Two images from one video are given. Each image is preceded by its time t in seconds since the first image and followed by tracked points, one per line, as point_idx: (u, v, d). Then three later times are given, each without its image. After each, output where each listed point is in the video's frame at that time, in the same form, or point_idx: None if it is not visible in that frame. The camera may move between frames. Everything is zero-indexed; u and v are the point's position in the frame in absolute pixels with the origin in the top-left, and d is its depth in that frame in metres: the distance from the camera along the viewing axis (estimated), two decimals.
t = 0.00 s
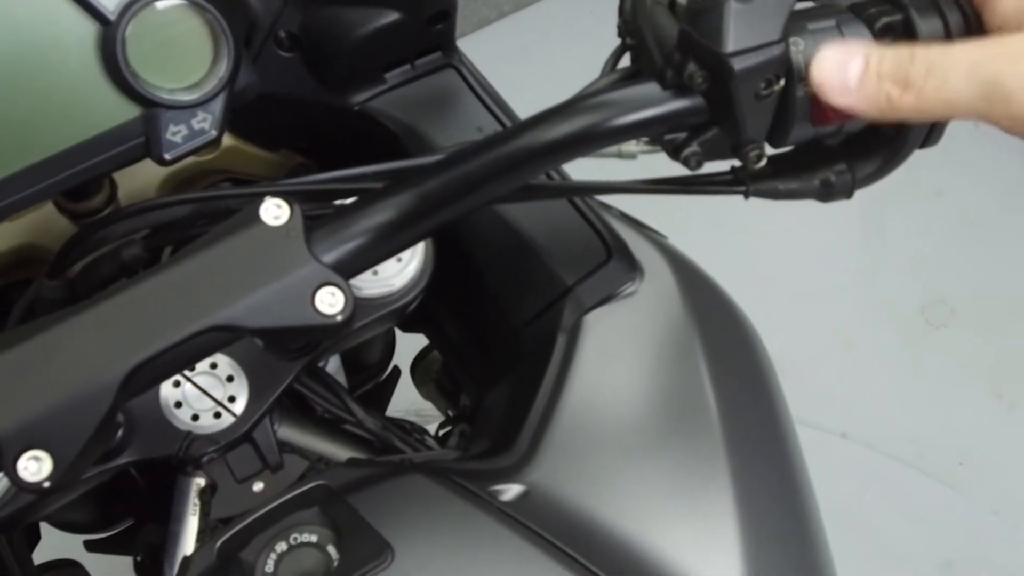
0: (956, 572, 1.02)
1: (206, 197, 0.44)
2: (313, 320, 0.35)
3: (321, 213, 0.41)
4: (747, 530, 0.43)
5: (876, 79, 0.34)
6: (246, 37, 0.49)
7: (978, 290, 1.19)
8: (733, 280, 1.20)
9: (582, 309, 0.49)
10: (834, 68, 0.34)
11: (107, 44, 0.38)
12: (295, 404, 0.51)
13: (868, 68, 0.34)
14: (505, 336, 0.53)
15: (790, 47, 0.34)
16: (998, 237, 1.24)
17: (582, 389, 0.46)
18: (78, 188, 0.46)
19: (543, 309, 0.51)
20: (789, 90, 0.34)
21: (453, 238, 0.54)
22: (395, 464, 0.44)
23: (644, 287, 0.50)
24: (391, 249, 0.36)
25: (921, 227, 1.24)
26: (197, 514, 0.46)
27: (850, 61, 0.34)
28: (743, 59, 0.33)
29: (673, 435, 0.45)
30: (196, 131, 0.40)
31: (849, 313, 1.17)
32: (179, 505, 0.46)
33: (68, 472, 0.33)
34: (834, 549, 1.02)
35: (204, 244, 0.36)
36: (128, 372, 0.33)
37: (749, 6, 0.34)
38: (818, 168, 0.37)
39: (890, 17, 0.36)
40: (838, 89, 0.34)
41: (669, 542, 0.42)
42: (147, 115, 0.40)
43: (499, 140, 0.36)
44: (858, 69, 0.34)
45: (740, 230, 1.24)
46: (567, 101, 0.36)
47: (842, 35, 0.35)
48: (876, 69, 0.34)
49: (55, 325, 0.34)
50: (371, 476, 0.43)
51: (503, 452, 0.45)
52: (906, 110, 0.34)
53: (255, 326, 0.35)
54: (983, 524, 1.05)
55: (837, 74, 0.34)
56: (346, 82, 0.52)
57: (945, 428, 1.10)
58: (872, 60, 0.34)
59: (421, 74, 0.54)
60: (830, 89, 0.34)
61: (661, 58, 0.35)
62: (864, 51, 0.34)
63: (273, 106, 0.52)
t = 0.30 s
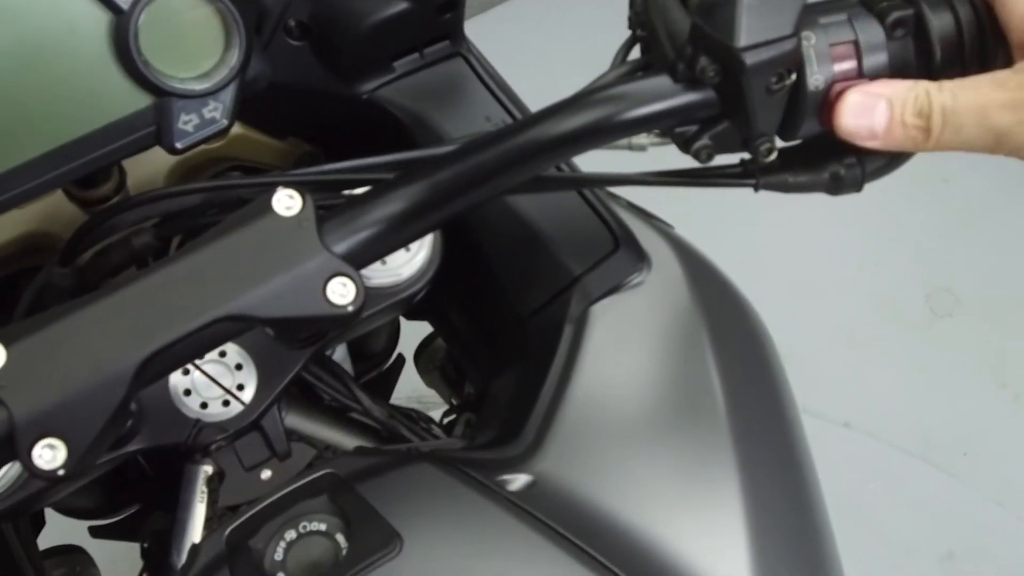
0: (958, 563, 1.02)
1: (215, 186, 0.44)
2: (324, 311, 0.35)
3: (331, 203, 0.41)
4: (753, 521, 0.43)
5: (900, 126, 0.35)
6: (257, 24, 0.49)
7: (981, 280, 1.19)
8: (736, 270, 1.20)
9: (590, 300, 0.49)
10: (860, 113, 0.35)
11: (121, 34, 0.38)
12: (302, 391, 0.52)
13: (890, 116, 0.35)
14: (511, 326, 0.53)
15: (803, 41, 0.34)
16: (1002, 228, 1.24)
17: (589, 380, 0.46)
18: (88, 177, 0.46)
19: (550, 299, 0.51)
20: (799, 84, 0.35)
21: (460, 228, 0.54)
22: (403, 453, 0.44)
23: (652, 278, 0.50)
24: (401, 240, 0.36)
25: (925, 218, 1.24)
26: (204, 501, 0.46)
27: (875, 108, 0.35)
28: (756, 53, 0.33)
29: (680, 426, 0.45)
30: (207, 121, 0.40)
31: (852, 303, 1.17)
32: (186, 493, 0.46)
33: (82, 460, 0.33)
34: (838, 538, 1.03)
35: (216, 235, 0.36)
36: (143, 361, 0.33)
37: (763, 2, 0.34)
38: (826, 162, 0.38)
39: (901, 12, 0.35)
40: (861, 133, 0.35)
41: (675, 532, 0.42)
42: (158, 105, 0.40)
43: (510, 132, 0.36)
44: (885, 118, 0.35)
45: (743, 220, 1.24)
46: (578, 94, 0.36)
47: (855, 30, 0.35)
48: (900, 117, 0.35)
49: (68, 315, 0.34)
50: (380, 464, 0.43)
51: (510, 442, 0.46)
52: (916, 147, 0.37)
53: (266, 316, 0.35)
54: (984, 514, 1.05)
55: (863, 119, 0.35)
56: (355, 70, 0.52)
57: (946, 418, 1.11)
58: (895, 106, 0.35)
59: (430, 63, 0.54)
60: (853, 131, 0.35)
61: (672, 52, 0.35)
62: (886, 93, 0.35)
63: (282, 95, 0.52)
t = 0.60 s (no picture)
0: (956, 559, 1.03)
1: (224, 179, 0.44)
2: (334, 304, 0.35)
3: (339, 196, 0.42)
4: (757, 514, 0.43)
5: (902, 81, 0.34)
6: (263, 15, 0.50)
7: (980, 275, 1.20)
8: (736, 262, 1.21)
9: (594, 293, 0.49)
10: (863, 65, 0.34)
11: (132, 27, 0.39)
12: (307, 383, 0.52)
13: (893, 68, 0.34)
14: (516, 318, 0.53)
15: (812, 37, 0.34)
16: (1000, 223, 1.24)
17: (593, 373, 0.46)
18: (95, 168, 0.46)
19: (555, 291, 0.51)
20: (808, 82, 0.34)
21: (465, 221, 0.54)
22: (410, 444, 0.44)
23: (656, 272, 0.50)
24: (410, 233, 0.37)
25: (924, 212, 1.25)
26: (210, 492, 0.46)
27: (878, 61, 0.34)
28: (766, 51, 0.33)
29: (684, 419, 0.45)
30: (216, 113, 0.40)
31: (851, 297, 1.18)
32: (192, 484, 0.46)
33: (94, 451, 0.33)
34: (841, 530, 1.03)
35: (227, 228, 0.36)
36: (154, 351, 0.33)
37: None
38: (834, 157, 0.37)
39: (910, 8, 0.35)
40: (863, 85, 0.34)
41: (679, 525, 0.42)
42: (168, 97, 0.40)
43: (519, 127, 0.36)
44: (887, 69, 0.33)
45: (743, 213, 1.25)
46: (588, 89, 0.36)
47: (864, 26, 0.35)
48: (903, 71, 0.34)
49: (79, 306, 0.34)
50: (387, 456, 0.43)
51: (515, 434, 0.46)
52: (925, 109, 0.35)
53: (277, 308, 0.35)
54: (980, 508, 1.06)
55: (864, 71, 0.34)
56: (361, 63, 0.52)
57: (943, 412, 1.11)
58: (899, 62, 0.34)
59: (435, 55, 0.54)
60: (857, 81, 0.34)
61: (682, 49, 0.35)
62: (891, 49, 0.34)
63: (289, 88, 0.52)
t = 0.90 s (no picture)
0: (958, 558, 1.03)
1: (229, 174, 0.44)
2: (337, 299, 0.35)
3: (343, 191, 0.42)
4: (757, 513, 0.43)
5: (908, 91, 0.34)
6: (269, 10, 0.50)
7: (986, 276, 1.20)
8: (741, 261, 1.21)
9: (597, 291, 0.49)
10: (868, 73, 0.34)
11: (137, 19, 0.39)
12: (311, 377, 0.52)
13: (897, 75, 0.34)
14: (519, 315, 0.53)
15: (814, 36, 0.34)
16: (1007, 224, 1.24)
17: (595, 370, 0.46)
18: (102, 162, 0.47)
19: (558, 289, 0.51)
20: (812, 80, 0.34)
21: (468, 217, 0.55)
22: (412, 440, 0.44)
23: (659, 269, 0.50)
24: (413, 229, 0.37)
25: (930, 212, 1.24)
26: (214, 485, 0.47)
27: (882, 70, 0.34)
28: (770, 48, 0.33)
29: (685, 417, 0.45)
30: (222, 107, 0.41)
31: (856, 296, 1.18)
32: (195, 478, 0.47)
33: (98, 442, 0.33)
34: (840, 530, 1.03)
35: (232, 222, 0.36)
36: (158, 344, 0.34)
37: None
38: (837, 156, 0.37)
39: (914, 7, 0.35)
40: (868, 99, 0.34)
41: (679, 522, 0.42)
42: (173, 92, 0.40)
43: (522, 124, 0.36)
44: (891, 79, 0.34)
45: (748, 212, 1.25)
46: (592, 85, 0.36)
47: (868, 26, 0.35)
48: (908, 80, 0.34)
49: (83, 300, 0.34)
50: (389, 451, 0.43)
51: (517, 431, 0.46)
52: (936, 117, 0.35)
53: (280, 302, 0.35)
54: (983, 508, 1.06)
55: (870, 79, 0.34)
56: (367, 60, 0.52)
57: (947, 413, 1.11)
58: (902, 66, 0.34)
59: (441, 52, 0.54)
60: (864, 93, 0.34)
61: (686, 45, 0.35)
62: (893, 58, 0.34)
63: (295, 85, 0.52)
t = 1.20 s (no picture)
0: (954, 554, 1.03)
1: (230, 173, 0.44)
2: (338, 298, 0.35)
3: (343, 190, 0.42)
4: (754, 512, 0.44)
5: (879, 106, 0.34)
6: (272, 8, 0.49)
7: (984, 273, 1.20)
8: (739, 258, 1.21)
9: (596, 289, 0.49)
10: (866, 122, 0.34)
11: (142, 15, 0.38)
12: (312, 374, 0.53)
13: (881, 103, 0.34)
14: (520, 312, 0.53)
15: (815, 37, 0.34)
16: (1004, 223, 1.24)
17: (594, 369, 0.47)
18: (104, 158, 0.46)
19: (558, 287, 0.51)
20: (812, 81, 0.34)
21: (470, 215, 0.55)
22: (411, 437, 0.45)
23: (658, 268, 0.50)
24: (414, 228, 0.37)
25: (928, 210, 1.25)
26: (213, 481, 0.47)
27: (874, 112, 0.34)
28: (770, 50, 0.33)
29: (683, 416, 0.45)
30: (224, 105, 0.42)
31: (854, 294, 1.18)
32: (195, 473, 0.47)
33: (100, 438, 0.33)
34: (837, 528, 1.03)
35: (234, 220, 0.36)
36: (160, 342, 0.34)
37: None
38: (837, 157, 0.37)
39: (914, 9, 0.35)
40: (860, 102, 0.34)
41: (676, 521, 0.43)
42: (176, 90, 0.41)
43: (524, 124, 0.36)
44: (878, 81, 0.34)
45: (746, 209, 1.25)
46: (593, 86, 0.36)
47: (869, 28, 0.35)
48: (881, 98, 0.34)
49: (86, 296, 0.34)
50: (389, 448, 0.44)
51: (516, 428, 0.46)
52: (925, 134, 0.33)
53: (282, 301, 0.35)
54: (979, 505, 1.06)
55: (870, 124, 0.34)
56: (368, 58, 0.53)
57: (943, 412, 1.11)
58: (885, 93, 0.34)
59: (442, 49, 0.54)
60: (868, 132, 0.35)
61: (687, 46, 0.35)
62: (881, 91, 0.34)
63: (299, 81, 0.52)
